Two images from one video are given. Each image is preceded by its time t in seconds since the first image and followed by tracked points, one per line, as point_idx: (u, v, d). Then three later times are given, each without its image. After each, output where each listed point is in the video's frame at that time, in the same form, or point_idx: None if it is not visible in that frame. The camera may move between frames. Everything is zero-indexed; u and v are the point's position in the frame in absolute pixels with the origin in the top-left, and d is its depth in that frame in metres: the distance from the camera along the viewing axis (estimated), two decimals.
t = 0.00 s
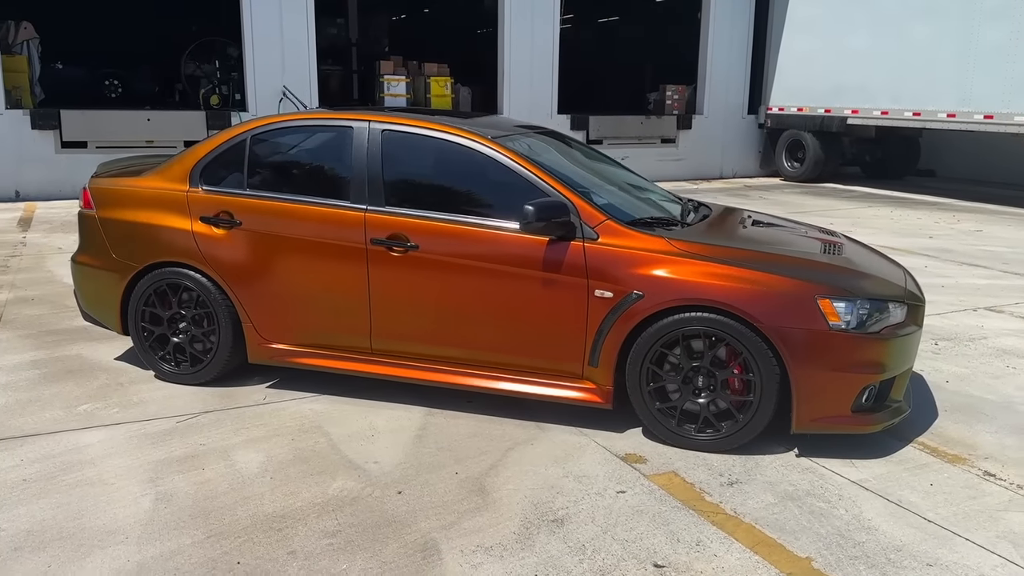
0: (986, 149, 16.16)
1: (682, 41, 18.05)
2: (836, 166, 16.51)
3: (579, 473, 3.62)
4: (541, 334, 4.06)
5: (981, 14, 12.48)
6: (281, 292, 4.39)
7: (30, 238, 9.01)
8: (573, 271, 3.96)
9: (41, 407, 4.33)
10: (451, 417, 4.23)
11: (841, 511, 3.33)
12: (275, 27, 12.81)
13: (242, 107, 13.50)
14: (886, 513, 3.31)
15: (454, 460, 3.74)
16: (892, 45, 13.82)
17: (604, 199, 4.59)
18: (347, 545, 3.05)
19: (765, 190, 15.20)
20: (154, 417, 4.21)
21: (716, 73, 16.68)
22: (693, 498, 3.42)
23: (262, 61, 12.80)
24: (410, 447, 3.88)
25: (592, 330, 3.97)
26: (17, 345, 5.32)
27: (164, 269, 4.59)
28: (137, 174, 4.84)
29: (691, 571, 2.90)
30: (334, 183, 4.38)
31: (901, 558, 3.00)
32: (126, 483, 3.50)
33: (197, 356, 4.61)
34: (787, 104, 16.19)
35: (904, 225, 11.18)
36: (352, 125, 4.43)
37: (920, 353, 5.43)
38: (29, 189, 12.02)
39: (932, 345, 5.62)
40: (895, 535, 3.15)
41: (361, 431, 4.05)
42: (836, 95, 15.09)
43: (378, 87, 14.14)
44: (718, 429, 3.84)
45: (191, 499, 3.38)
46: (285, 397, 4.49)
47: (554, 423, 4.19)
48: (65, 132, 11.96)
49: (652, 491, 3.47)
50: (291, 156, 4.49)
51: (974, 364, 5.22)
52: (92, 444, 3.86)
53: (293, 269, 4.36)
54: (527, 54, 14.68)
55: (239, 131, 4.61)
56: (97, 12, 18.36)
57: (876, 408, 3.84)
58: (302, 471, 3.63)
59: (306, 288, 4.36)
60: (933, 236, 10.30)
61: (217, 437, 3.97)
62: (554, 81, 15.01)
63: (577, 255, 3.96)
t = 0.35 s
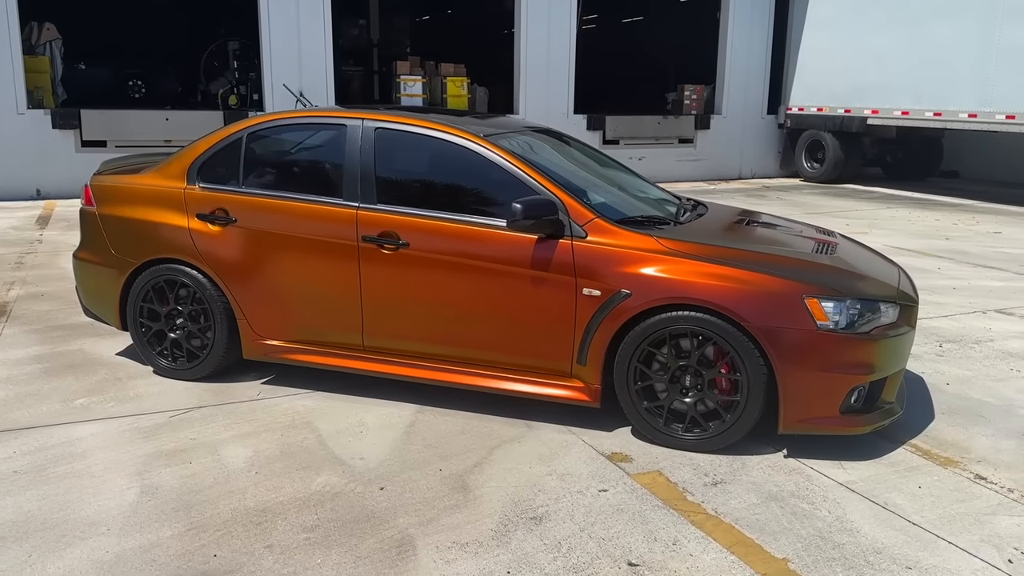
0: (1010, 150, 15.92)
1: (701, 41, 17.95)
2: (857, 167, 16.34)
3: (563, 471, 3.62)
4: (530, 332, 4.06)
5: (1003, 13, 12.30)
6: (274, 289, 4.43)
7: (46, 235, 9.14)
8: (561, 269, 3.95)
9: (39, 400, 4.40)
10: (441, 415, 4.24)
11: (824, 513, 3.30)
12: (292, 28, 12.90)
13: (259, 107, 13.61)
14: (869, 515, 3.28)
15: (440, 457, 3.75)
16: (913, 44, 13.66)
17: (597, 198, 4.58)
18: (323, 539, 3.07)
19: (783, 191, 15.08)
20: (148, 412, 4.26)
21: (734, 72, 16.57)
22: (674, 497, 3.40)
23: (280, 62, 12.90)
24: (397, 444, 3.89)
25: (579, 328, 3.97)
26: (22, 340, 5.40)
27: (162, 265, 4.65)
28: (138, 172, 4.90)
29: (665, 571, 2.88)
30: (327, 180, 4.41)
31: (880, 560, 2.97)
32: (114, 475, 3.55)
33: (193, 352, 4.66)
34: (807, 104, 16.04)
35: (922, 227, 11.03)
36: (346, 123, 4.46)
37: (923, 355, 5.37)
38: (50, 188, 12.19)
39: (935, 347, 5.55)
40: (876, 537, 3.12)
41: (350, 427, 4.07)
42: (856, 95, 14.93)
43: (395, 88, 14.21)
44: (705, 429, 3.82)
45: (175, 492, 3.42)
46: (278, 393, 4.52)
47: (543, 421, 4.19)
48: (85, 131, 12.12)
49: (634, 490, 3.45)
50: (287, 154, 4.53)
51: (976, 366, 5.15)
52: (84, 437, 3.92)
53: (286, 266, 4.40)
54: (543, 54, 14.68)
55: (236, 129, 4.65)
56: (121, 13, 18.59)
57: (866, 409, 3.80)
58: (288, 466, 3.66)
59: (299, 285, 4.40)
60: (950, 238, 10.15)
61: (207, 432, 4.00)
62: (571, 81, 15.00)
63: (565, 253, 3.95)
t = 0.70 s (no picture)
0: None
1: (721, 40, 17.83)
2: (879, 167, 16.13)
3: (546, 470, 3.60)
4: (518, 329, 4.04)
5: None
6: (267, 285, 4.45)
7: (62, 233, 9.27)
8: (548, 267, 3.93)
9: (36, 393, 4.45)
10: (431, 412, 4.23)
11: (806, 514, 3.25)
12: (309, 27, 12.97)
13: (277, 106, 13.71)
14: (852, 518, 3.22)
15: (424, 454, 3.74)
16: (934, 42, 13.46)
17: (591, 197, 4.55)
18: (299, 535, 3.07)
19: (802, 191, 14.93)
20: (141, 406, 4.30)
21: (754, 72, 16.44)
22: (655, 497, 3.37)
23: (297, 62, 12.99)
24: (383, 440, 3.89)
25: (567, 326, 3.94)
26: (27, 335, 5.48)
27: (157, 261, 4.69)
28: (137, 168, 4.95)
29: (638, 571, 2.86)
30: (320, 177, 4.42)
31: (858, 564, 2.92)
32: (99, 468, 3.58)
33: (189, 348, 4.69)
34: (828, 103, 15.87)
35: (940, 228, 10.87)
36: (340, 120, 4.46)
37: (926, 357, 5.28)
38: (69, 186, 12.36)
39: (940, 348, 5.46)
40: (857, 540, 3.07)
41: (338, 423, 4.08)
42: (877, 94, 14.75)
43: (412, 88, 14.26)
44: (691, 429, 3.78)
45: (158, 486, 3.44)
46: (271, 389, 4.54)
47: (532, 419, 4.17)
48: (104, 131, 12.27)
49: (615, 489, 3.43)
50: (281, 151, 4.55)
51: (981, 369, 5.05)
52: (75, 430, 3.96)
53: (278, 263, 4.41)
54: (560, 54, 14.68)
55: (232, 125, 4.68)
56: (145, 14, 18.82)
57: (857, 411, 3.75)
58: (273, 462, 3.67)
59: (291, 282, 4.41)
60: (967, 239, 10.00)
61: (196, 427, 4.03)
62: (588, 80, 15.00)
63: (552, 251, 3.93)
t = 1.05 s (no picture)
0: None
1: (743, 40, 17.69)
2: (901, 168, 15.90)
3: (526, 471, 3.59)
4: (504, 330, 4.03)
5: None
6: (259, 284, 4.48)
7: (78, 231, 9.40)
8: (534, 268, 3.92)
9: (32, 390, 4.52)
10: (419, 412, 4.23)
11: (784, 520, 3.21)
12: (326, 27, 13.02)
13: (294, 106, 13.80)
14: (832, 525, 3.17)
15: (406, 454, 3.74)
16: (957, 42, 13.24)
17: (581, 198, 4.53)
18: (272, 533, 3.08)
19: (822, 192, 14.77)
20: (133, 403, 4.34)
21: (774, 71, 16.29)
22: (634, 500, 3.34)
23: (314, 62, 13.06)
24: (368, 440, 3.90)
25: (552, 327, 3.92)
26: (31, 332, 5.56)
27: (153, 260, 4.73)
28: (136, 168, 5.00)
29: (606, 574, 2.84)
30: (311, 176, 4.43)
31: (832, 571, 2.88)
32: (85, 464, 3.62)
33: (184, 346, 4.73)
34: (850, 103, 15.67)
35: (959, 230, 10.69)
36: (332, 120, 4.48)
37: (928, 361, 5.19)
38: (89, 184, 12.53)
39: (943, 353, 5.37)
40: (834, 548, 3.02)
41: (325, 422, 4.09)
42: (898, 94, 14.55)
43: (428, 88, 14.31)
44: (676, 432, 3.75)
45: (140, 483, 3.47)
46: (263, 387, 4.57)
47: (519, 420, 4.16)
48: (124, 130, 12.42)
49: (594, 491, 3.41)
50: (276, 151, 4.57)
51: (982, 374, 4.96)
52: (66, 427, 4.01)
53: (270, 262, 4.43)
54: (576, 53, 14.68)
55: (227, 125, 4.70)
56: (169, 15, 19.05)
57: (844, 415, 3.69)
58: (256, 460, 3.69)
59: (282, 281, 4.43)
60: (985, 241, 9.83)
61: (185, 424, 4.06)
62: (605, 80, 14.98)
63: (539, 252, 3.92)
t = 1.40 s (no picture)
0: None
1: (765, 39, 17.53)
2: (926, 168, 15.66)
3: (509, 470, 3.57)
4: (493, 329, 4.02)
5: None
6: (254, 281, 4.50)
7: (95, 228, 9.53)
8: (522, 267, 3.90)
9: (32, 384, 4.58)
10: (409, 410, 4.23)
11: (765, 523, 3.17)
12: (345, 26, 13.08)
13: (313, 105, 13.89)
14: (814, 528, 3.13)
15: (391, 452, 3.74)
16: (982, 40, 13.03)
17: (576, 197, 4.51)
18: (250, 529, 3.10)
19: (843, 192, 14.59)
20: (128, 398, 4.39)
21: (797, 69, 16.12)
22: (614, 501, 3.32)
23: (333, 61, 13.14)
24: (355, 437, 3.91)
25: (541, 326, 3.91)
26: (37, 327, 5.64)
27: (152, 256, 4.78)
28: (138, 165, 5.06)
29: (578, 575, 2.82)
30: (306, 174, 4.46)
31: None
32: (74, 458, 3.66)
33: (181, 342, 4.77)
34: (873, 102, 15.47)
35: (981, 231, 10.50)
36: (327, 117, 4.50)
37: (932, 364, 5.10)
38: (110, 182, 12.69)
39: (949, 356, 5.27)
40: (813, 552, 2.98)
41: (314, 419, 4.11)
42: (922, 93, 14.34)
43: (447, 87, 14.35)
44: (662, 433, 3.72)
45: (126, 477, 3.51)
46: (257, 384, 4.60)
47: (508, 419, 4.14)
48: (145, 129, 12.57)
49: (576, 491, 3.38)
50: (273, 149, 4.59)
51: (987, 378, 4.86)
52: (60, 420, 4.06)
53: (264, 259, 4.46)
54: (596, 50, 14.68)
55: (226, 123, 4.74)
56: (194, 15, 19.26)
57: (833, 418, 3.63)
58: (242, 456, 3.71)
59: (276, 278, 4.45)
60: (1006, 243, 9.65)
61: (177, 419, 4.10)
62: (624, 78, 14.96)
63: (527, 251, 3.90)
